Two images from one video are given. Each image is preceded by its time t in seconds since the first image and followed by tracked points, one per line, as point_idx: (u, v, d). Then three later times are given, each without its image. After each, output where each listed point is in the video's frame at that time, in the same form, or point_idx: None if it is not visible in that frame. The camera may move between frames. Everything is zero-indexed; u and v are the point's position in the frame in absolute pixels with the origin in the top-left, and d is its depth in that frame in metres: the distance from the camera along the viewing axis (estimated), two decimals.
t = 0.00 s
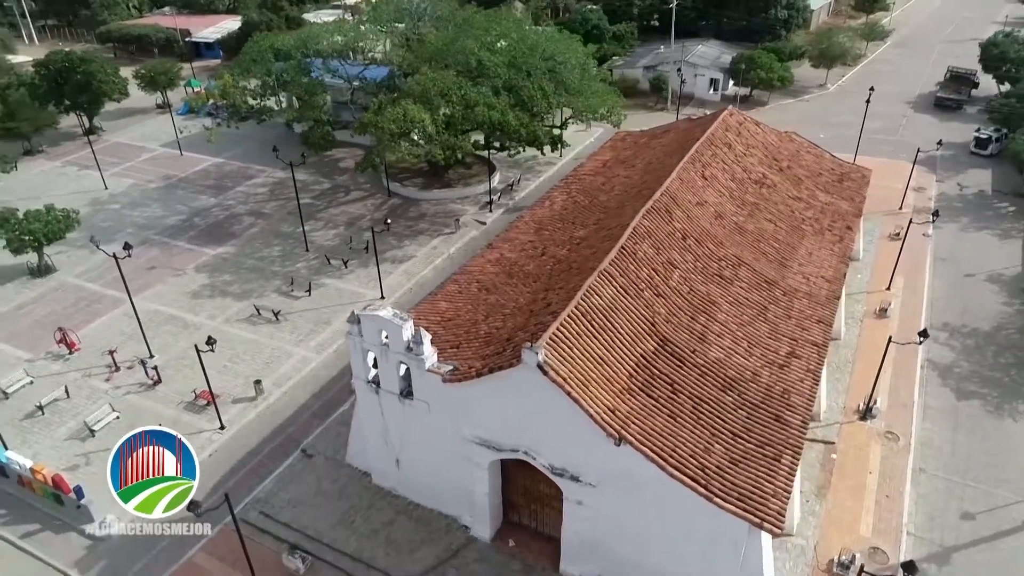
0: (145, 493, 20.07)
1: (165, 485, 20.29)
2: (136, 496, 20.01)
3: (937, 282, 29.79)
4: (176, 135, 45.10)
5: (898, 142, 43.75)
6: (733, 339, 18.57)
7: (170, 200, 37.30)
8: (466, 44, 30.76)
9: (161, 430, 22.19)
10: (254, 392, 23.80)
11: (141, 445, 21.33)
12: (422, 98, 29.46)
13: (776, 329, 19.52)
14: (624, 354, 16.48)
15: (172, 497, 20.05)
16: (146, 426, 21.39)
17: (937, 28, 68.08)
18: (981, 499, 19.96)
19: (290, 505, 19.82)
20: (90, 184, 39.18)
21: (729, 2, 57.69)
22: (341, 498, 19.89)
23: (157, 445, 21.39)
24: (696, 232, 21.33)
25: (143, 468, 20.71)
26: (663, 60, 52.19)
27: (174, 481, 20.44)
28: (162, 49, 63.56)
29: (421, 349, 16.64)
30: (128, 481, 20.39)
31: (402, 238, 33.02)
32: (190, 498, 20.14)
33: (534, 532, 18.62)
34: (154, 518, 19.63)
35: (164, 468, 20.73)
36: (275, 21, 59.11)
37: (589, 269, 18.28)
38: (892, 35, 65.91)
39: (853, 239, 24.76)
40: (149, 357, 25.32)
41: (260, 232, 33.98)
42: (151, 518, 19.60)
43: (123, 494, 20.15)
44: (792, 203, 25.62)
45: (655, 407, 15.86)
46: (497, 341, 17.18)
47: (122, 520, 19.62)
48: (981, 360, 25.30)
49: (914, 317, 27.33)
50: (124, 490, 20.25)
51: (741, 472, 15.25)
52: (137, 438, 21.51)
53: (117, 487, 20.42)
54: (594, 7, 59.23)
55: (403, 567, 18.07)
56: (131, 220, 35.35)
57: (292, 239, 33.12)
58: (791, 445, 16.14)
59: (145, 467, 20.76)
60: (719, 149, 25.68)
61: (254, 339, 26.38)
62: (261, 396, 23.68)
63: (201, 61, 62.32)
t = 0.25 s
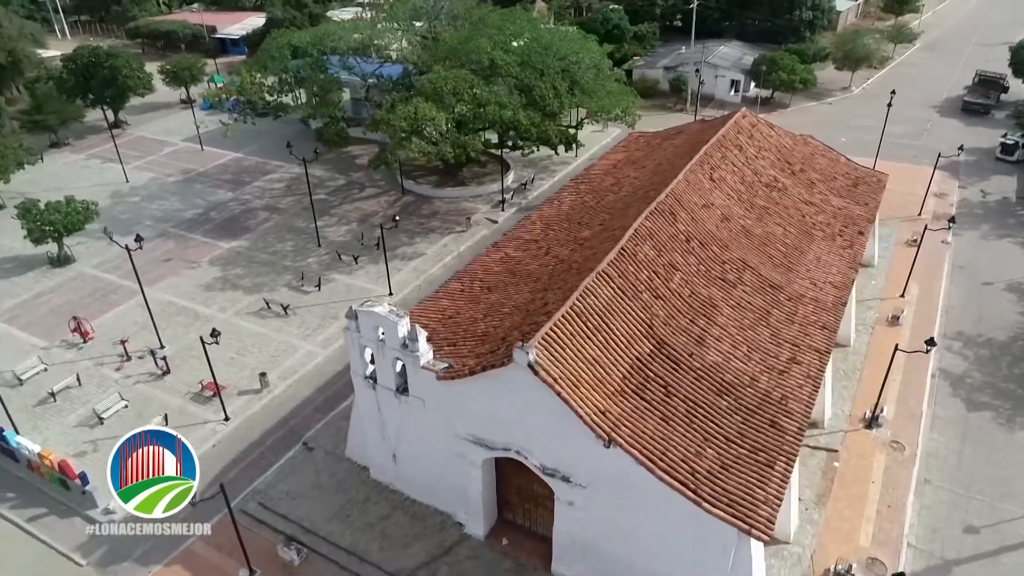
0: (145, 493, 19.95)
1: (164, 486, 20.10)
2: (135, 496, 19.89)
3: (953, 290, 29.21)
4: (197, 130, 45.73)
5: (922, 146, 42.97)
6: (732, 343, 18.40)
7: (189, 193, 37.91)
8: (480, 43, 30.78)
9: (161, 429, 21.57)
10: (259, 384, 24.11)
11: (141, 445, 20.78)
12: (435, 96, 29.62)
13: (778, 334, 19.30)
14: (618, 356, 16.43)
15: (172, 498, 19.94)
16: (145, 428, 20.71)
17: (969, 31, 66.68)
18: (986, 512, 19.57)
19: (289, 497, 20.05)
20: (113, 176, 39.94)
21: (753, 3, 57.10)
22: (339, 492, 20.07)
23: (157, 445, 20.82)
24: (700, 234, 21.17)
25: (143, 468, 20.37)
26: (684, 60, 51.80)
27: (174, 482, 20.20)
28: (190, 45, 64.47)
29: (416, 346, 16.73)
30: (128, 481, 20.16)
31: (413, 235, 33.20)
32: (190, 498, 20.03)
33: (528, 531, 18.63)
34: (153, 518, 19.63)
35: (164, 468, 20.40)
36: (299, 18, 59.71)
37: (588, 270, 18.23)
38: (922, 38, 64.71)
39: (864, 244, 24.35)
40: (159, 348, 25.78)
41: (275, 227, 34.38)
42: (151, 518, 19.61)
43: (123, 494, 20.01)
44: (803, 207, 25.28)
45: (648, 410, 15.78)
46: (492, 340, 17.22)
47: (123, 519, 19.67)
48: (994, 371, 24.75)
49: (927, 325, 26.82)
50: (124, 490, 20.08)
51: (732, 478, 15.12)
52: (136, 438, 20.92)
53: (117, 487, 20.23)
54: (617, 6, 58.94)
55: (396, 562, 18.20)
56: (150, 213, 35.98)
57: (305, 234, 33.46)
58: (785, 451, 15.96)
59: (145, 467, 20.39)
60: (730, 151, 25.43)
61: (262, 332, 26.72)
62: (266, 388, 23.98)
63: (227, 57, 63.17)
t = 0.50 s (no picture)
0: (145, 493, 20.05)
1: (164, 485, 20.27)
2: (135, 496, 19.97)
3: (968, 297, 28.68)
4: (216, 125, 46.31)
5: (944, 150, 42.20)
6: (732, 347, 18.26)
7: (205, 188, 38.44)
8: (492, 42, 31.05)
9: (161, 429, 21.82)
10: (265, 378, 24.38)
11: (141, 445, 20.95)
12: (446, 94, 29.76)
13: (780, 338, 19.10)
14: (614, 357, 16.38)
15: (172, 498, 20.06)
16: (146, 427, 20.90)
17: (999, 34, 65.29)
18: (992, 524, 19.19)
19: (289, 489, 20.26)
20: (132, 170, 40.61)
21: (775, 4, 56.50)
22: (338, 486, 20.23)
23: (157, 445, 21.07)
24: (705, 236, 21.01)
25: (144, 468, 20.55)
26: (703, 61, 51.39)
27: (174, 481, 20.39)
28: (213, 42, 65.25)
29: (413, 342, 16.81)
30: (128, 481, 20.29)
31: (424, 233, 33.34)
32: (190, 498, 20.13)
33: (523, 530, 18.64)
34: (154, 518, 19.60)
35: (164, 468, 20.62)
36: (321, 16, 60.20)
37: (587, 270, 18.19)
38: (949, 40, 63.54)
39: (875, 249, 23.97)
40: (169, 340, 26.20)
41: (288, 222, 34.72)
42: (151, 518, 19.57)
43: (123, 494, 20.09)
44: (813, 211, 24.97)
45: (642, 412, 15.72)
46: (489, 338, 17.25)
47: (123, 520, 19.64)
48: (1007, 380, 24.25)
49: (940, 333, 26.35)
50: (123, 490, 20.19)
51: (725, 482, 15.00)
52: (137, 438, 21.06)
53: (117, 486, 20.32)
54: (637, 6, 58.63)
55: (391, 557, 18.32)
56: (167, 207, 36.56)
57: (317, 230, 33.76)
58: (781, 457, 15.81)
59: (146, 467, 20.57)
60: (739, 153, 25.21)
61: (271, 326, 27.01)
62: (272, 381, 24.24)
63: (249, 54, 63.88)
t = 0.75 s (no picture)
0: (145, 493, 19.89)
1: (164, 486, 20.02)
2: (135, 497, 19.83)
3: (984, 305, 28.12)
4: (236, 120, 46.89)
5: (968, 156, 41.37)
6: (730, 350, 18.11)
7: (223, 182, 38.97)
8: (505, 39, 31.00)
9: (161, 428, 21.25)
10: (270, 370, 24.69)
11: (141, 445, 20.54)
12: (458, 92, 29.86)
13: (780, 343, 18.91)
14: (607, 357, 16.34)
15: (173, 497, 19.97)
16: (144, 428, 20.40)
17: None
18: (995, 537, 18.81)
19: (287, 481, 20.48)
20: (153, 164, 41.28)
21: (799, 5, 55.81)
22: (336, 480, 20.42)
23: (157, 445, 20.61)
24: (708, 238, 20.85)
25: (144, 468, 20.23)
26: (724, 62, 50.95)
27: (174, 482, 20.11)
28: (238, 38, 66.06)
29: (408, 339, 16.92)
30: (128, 481, 20.07)
31: (435, 230, 33.47)
32: (191, 498, 20.06)
33: (516, 528, 18.68)
34: (154, 518, 19.60)
35: (164, 469, 20.22)
36: (343, 13, 60.68)
37: (585, 270, 18.16)
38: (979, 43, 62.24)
39: (886, 255, 23.61)
40: (179, 331, 26.65)
41: (302, 217, 35.08)
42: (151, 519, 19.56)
43: (123, 494, 19.94)
44: (823, 214, 24.65)
45: (633, 413, 15.66)
46: (484, 335, 17.30)
47: (123, 520, 19.65)
48: (1019, 391, 23.74)
49: (952, 341, 25.85)
50: (123, 490, 20.02)
51: (714, 486, 14.90)
52: (136, 438, 20.64)
53: (117, 486, 20.15)
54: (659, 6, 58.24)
55: (385, 550, 18.45)
56: (184, 200, 37.15)
57: (330, 225, 34.07)
58: (773, 462, 15.66)
59: (146, 467, 20.25)
60: (749, 155, 24.96)
61: (279, 320, 27.33)
62: (277, 374, 24.54)
63: (273, 50, 64.60)
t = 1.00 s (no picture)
0: (145, 493, 19.95)
1: (164, 485, 20.07)
2: (135, 496, 19.93)
3: (993, 311, 27.69)
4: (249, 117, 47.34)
5: (985, 159, 40.73)
6: (725, 352, 18.00)
7: (234, 178, 39.36)
8: (513, 39, 30.93)
9: (161, 430, 21.79)
10: (272, 365, 24.92)
11: (141, 445, 20.98)
12: (464, 91, 29.90)
13: (778, 346, 18.75)
14: (599, 357, 16.32)
15: (173, 497, 19.93)
16: (144, 427, 20.92)
17: None
18: (993, 546, 18.54)
19: (284, 475, 20.67)
20: (167, 159, 41.80)
21: (817, 5, 55.21)
22: (332, 474, 20.58)
23: (157, 445, 20.98)
24: (707, 239, 20.73)
25: (143, 468, 20.46)
26: (738, 62, 50.59)
27: (173, 481, 20.13)
28: (256, 35, 66.64)
29: (401, 335, 17.00)
30: (128, 481, 20.26)
31: (441, 228, 33.57)
32: (191, 498, 19.98)
33: (508, 526, 18.71)
34: (153, 518, 19.59)
35: (164, 468, 20.37)
36: (359, 11, 60.99)
37: (581, 269, 18.14)
38: (1002, 45, 61.20)
39: (891, 259, 23.33)
40: (185, 325, 26.99)
41: (310, 213, 35.34)
42: (151, 519, 19.54)
43: (123, 494, 20.07)
44: (828, 217, 24.40)
45: (623, 413, 15.63)
46: (477, 333, 17.33)
47: (124, 520, 19.68)
48: None
49: (959, 347, 25.49)
50: (124, 490, 20.16)
51: (702, 488, 14.83)
52: (137, 438, 21.12)
53: (117, 487, 20.30)
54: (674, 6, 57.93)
55: (377, 546, 18.57)
56: (196, 195, 37.59)
57: (338, 222, 34.30)
58: (764, 466, 15.55)
59: (145, 467, 20.48)
60: (754, 156, 24.78)
61: (283, 315, 27.57)
62: (278, 368, 24.76)
63: (289, 48, 65.10)
